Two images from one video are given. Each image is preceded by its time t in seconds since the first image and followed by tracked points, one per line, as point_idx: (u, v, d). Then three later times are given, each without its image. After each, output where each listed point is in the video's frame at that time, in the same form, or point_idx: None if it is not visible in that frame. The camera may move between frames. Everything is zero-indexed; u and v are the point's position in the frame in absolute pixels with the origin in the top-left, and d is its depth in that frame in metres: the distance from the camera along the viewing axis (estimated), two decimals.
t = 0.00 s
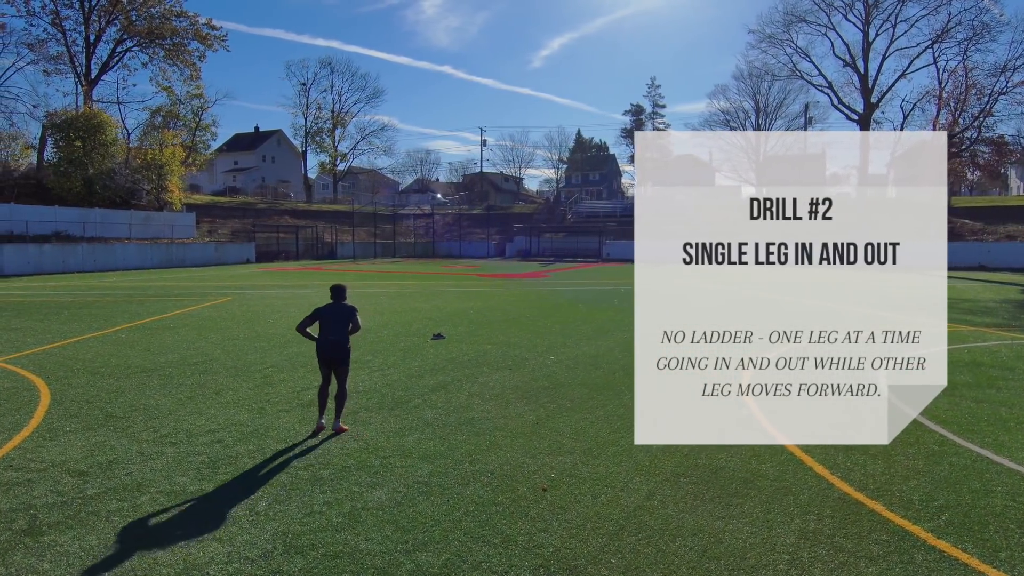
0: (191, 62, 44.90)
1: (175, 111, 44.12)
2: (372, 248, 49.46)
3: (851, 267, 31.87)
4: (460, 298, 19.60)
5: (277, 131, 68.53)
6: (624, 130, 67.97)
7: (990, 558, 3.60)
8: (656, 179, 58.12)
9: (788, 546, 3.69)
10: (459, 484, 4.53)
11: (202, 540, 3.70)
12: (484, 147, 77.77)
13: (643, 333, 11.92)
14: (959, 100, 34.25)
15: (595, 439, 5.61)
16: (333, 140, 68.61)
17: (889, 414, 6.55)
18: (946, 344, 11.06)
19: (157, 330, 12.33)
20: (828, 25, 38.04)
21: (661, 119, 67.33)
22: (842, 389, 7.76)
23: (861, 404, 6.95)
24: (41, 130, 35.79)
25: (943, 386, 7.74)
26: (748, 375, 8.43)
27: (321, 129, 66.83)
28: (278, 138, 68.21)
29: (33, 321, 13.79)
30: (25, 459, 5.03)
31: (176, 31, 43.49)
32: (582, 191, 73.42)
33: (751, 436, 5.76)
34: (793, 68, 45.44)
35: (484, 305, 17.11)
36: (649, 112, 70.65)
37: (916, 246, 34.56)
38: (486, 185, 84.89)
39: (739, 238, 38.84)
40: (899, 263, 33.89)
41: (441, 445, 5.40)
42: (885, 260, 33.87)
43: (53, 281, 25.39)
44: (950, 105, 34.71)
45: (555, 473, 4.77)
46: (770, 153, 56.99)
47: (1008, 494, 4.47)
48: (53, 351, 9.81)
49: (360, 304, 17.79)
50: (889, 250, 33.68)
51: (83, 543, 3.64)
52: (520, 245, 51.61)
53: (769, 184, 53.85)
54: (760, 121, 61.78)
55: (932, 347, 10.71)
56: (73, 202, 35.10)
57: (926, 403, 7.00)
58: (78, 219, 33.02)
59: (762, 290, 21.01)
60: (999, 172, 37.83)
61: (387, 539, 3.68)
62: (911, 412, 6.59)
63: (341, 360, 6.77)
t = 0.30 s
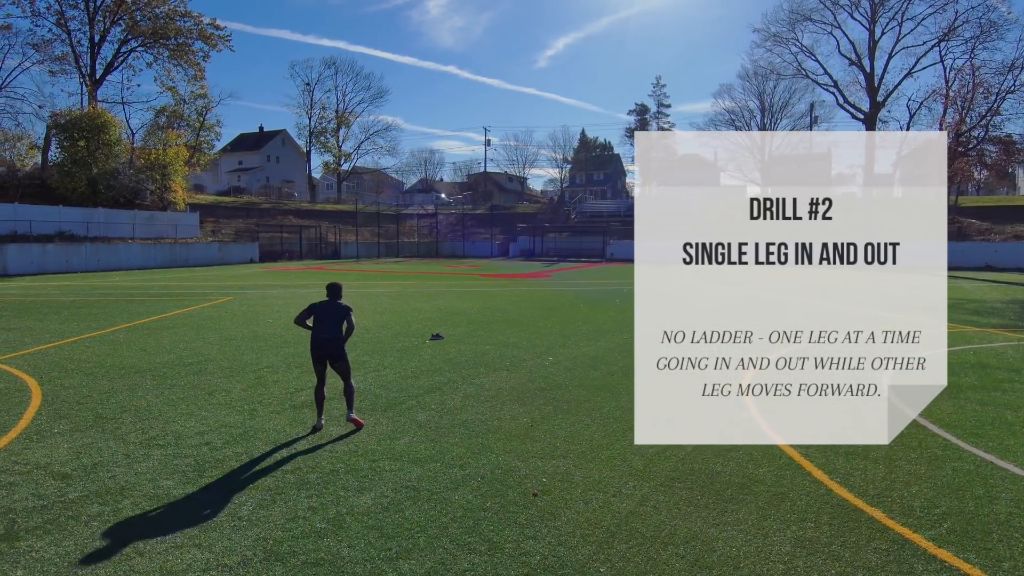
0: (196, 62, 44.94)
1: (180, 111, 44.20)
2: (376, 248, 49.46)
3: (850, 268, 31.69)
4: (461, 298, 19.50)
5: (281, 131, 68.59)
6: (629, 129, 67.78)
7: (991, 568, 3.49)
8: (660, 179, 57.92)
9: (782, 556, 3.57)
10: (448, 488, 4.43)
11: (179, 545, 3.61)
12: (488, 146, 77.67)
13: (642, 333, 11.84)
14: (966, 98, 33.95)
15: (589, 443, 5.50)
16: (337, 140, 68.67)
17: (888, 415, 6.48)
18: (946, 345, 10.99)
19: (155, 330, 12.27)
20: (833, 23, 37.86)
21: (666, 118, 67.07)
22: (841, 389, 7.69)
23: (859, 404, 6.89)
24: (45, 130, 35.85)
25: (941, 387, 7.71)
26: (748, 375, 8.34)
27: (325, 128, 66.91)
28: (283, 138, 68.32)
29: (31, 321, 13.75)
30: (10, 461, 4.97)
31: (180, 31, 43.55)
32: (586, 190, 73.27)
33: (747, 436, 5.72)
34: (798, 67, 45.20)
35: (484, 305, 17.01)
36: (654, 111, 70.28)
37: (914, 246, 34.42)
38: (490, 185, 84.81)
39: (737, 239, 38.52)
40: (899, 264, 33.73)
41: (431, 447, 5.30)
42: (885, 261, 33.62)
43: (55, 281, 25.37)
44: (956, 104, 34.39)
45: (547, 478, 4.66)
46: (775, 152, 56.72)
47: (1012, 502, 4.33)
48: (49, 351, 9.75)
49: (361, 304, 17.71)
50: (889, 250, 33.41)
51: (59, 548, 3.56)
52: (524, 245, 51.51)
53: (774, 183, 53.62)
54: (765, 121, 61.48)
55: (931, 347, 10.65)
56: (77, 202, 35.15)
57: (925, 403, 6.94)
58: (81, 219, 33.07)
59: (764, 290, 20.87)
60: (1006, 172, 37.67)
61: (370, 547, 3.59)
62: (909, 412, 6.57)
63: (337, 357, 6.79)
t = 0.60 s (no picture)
0: (202, 62, 45.04)
1: (186, 111, 44.33)
2: (382, 248, 49.43)
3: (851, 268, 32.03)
4: (464, 297, 19.39)
5: (288, 131, 68.73)
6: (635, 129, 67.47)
7: None
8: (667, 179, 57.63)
9: (779, 568, 3.42)
10: (435, 495, 4.30)
11: (153, 554, 3.50)
12: (494, 146, 77.58)
13: (643, 333, 11.77)
14: (976, 97, 33.54)
15: (585, 446, 5.36)
16: (343, 140, 68.76)
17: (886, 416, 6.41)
18: (947, 345, 10.90)
19: (155, 330, 12.21)
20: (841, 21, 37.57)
21: (673, 117, 66.73)
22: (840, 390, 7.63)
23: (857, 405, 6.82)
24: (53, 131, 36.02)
25: (941, 386, 7.70)
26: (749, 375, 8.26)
27: (331, 128, 67.00)
28: (289, 138, 68.49)
29: (33, 320, 13.76)
30: None
31: (187, 31, 43.66)
32: (593, 190, 73.01)
33: (743, 436, 5.66)
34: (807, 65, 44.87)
35: (486, 305, 16.92)
36: (661, 111, 69.84)
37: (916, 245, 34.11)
38: (497, 185, 84.72)
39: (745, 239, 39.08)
40: (899, 263, 33.51)
41: (422, 452, 5.17)
42: (884, 261, 33.51)
43: (60, 281, 25.41)
44: (967, 102, 33.96)
45: (538, 484, 4.52)
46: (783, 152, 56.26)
47: (1021, 512, 4.16)
48: (46, 350, 9.73)
49: (363, 304, 17.61)
50: (889, 251, 33.15)
51: (30, 556, 3.47)
52: (530, 245, 51.31)
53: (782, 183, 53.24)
54: (773, 120, 61.07)
55: (932, 347, 10.57)
56: (83, 202, 35.27)
57: (923, 404, 6.89)
58: (88, 218, 33.19)
59: (769, 291, 20.70)
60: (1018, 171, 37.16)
61: (350, 556, 3.46)
62: (910, 413, 6.54)
63: (332, 355, 6.85)
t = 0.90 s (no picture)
0: (216, 63, 45.31)
1: (200, 111, 44.61)
2: (393, 248, 49.48)
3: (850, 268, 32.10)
4: (473, 298, 19.25)
5: (301, 131, 69.09)
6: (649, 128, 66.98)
7: None
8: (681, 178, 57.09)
9: None
10: (428, 508, 4.13)
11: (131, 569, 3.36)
12: (506, 145, 77.44)
13: (646, 335, 11.75)
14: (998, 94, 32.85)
15: (589, 455, 5.16)
16: (356, 140, 68.96)
17: (901, 423, 6.22)
18: (945, 344, 10.98)
19: (161, 331, 12.15)
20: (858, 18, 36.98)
21: (687, 116, 66.17)
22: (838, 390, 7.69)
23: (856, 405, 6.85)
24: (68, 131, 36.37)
25: (939, 386, 7.78)
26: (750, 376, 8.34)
27: (344, 128, 67.24)
28: (302, 139, 68.84)
29: (41, 320, 13.78)
30: None
31: (201, 33, 43.92)
32: (606, 190, 72.56)
33: (742, 436, 5.70)
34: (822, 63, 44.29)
35: (495, 305, 16.76)
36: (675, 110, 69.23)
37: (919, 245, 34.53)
38: (509, 185, 84.56)
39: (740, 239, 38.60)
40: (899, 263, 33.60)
41: (418, 460, 5.00)
42: (885, 261, 33.48)
43: (73, 281, 25.55)
44: (988, 100, 33.19)
45: (538, 496, 4.33)
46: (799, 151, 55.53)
47: None
48: (48, 352, 9.67)
49: (371, 304, 17.50)
50: (889, 250, 33.41)
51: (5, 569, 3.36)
52: (542, 245, 51.04)
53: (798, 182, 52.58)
54: (789, 119, 60.36)
55: (933, 347, 10.60)
56: (98, 202, 35.54)
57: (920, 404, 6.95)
58: (102, 219, 33.49)
59: (782, 291, 20.41)
60: None
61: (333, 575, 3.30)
62: (910, 413, 6.59)
63: (333, 353, 6.78)
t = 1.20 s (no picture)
0: (231, 64, 45.52)
1: (215, 112, 44.89)
2: (407, 248, 49.42)
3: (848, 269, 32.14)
4: (484, 298, 19.01)
5: (315, 132, 69.39)
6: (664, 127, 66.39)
7: None
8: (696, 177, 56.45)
9: None
10: (423, 523, 3.91)
11: None
12: (520, 145, 77.13)
13: (655, 336, 11.53)
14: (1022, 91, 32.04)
15: (596, 466, 4.89)
16: (370, 140, 69.13)
17: (928, 434, 5.86)
18: (945, 344, 10.90)
19: (168, 331, 12.08)
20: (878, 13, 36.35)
21: (702, 115, 65.50)
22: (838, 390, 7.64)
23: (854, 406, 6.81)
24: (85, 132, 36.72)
25: (939, 386, 7.74)
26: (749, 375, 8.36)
27: (358, 128, 67.44)
28: (317, 139, 69.13)
29: (49, 320, 13.74)
30: None
31: (215, 33, 44.14)
32: (621, 190, 71.97)
33: (738, 436, 5.70)
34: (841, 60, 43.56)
35: (505, 306, 16.52)
36: (690, 108, 68.52)
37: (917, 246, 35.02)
38: (523, 185, 84.28)
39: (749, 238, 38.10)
40: (899, 263, 34.17)
41: (416, 470, 4.78)
42: (885, 261, 33.93)
43: (87, 280, 25.65)
44: (1011, 96, 32.34)
45: (540, 512, 4.08)
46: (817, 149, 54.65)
47: None
48: (52, 354, 9.55)
49: (380, 304, 17.34)
50: (888, 250, 33.86)
51: None
52: (555, 245, 50.67)
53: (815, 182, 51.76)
54: (806, 117, 59.49)
55: (934, 347, 10.47)
56: (114, 202, 35.81)
57: (919, 405, 6.90)
58: (117, 219, 33.77)
59: (797, 291, 19.98)
60: None
61: None
62: (909, 412, 6.56)
63: (336, 354, 6.64)
